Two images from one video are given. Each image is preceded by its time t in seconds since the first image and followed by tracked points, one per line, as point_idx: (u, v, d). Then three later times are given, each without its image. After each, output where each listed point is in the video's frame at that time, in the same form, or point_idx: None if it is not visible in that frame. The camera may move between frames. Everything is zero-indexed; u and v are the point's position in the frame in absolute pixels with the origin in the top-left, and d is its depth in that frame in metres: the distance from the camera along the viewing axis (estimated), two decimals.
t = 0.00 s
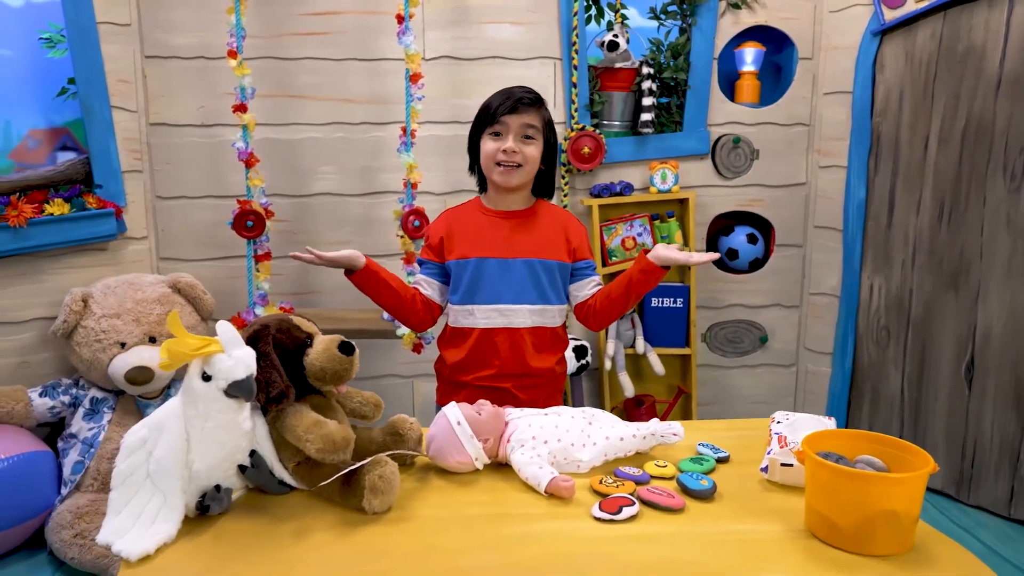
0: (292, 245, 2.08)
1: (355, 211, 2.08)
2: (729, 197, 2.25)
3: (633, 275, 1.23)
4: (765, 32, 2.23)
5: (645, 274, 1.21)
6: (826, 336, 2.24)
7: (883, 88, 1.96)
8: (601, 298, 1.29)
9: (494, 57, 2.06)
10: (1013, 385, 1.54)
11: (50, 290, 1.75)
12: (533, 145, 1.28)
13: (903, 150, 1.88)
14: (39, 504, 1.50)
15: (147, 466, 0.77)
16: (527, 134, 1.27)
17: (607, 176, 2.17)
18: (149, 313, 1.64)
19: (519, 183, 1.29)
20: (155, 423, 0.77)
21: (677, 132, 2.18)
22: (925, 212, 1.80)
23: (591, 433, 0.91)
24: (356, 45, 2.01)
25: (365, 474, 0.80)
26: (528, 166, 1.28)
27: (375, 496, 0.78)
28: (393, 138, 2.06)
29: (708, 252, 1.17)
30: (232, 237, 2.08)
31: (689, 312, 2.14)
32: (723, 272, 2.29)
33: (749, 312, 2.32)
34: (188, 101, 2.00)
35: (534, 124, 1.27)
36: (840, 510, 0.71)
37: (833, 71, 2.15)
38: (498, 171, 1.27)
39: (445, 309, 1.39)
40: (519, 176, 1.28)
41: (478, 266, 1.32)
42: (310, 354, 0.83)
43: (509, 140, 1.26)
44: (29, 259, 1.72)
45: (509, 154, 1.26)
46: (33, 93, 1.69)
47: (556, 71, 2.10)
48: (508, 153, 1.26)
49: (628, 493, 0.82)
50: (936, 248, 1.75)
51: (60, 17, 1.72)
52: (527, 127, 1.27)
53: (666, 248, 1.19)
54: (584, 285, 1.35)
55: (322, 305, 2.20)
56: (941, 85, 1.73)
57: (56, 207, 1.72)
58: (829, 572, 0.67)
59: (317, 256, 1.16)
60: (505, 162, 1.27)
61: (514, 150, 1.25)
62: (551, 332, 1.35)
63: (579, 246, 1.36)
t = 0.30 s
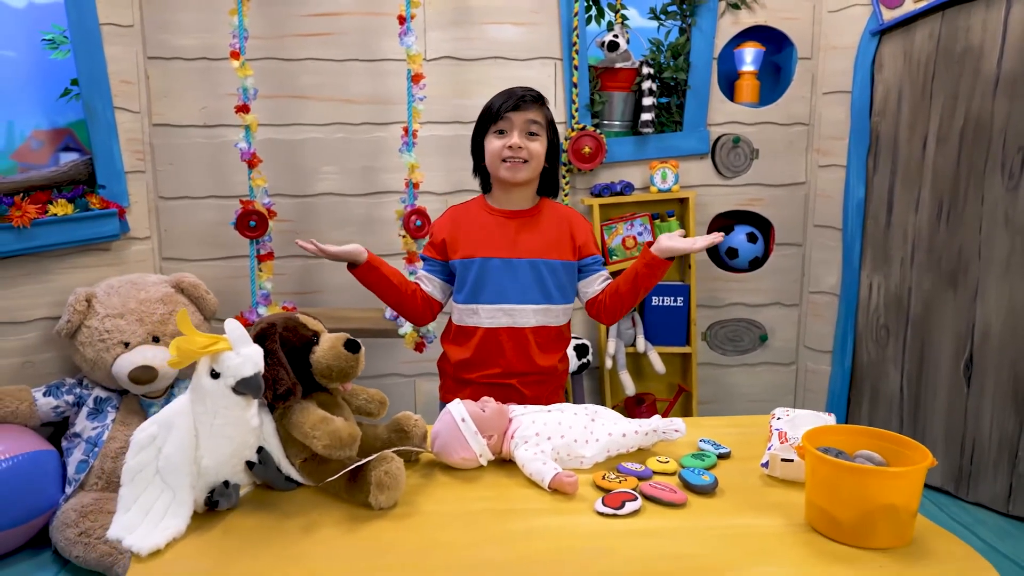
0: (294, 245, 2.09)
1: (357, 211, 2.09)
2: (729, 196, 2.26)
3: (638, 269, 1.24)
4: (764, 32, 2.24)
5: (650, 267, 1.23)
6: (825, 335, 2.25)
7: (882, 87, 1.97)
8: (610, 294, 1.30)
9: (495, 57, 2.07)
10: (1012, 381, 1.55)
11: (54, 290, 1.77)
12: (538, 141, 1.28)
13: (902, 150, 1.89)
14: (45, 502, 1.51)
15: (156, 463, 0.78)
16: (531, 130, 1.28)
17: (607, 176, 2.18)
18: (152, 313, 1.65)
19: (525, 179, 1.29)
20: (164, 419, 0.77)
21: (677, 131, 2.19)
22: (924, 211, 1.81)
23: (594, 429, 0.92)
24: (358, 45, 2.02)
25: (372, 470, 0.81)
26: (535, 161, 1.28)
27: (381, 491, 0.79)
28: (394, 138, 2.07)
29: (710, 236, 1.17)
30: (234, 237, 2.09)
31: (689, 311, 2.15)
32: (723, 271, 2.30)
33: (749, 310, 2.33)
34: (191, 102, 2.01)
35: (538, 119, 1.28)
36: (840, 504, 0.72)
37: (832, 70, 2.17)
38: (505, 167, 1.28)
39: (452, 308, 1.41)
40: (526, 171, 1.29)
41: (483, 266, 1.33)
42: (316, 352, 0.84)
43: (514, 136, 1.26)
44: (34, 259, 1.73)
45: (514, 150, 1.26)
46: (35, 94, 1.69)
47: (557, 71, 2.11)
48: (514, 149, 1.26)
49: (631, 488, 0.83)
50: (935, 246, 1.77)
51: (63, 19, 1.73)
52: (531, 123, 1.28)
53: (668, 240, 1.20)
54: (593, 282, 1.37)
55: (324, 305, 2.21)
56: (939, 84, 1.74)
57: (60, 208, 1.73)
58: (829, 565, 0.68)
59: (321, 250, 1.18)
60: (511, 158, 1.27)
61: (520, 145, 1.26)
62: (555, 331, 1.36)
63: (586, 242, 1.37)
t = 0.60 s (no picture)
0: (292, 244, 2.09)
1: (354, 210, 2.10)
2: (724, 195, 2.27)
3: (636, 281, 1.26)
4: (759, 32, 2.26)
5: (648, 281, 1.24)
6: (820, 332, 2.27)
7: (876, 87, 1.99)
8: (604, 299, 1.32)
9: (492, 58, 2.08)
10: (1004, 378, 1.57)
11: (51, 290, 1.77)
12: (536, 145, 1.30)
13: (896, 149, 1.90)
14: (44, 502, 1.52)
15: (160, 461, 0.79)
16: (529, 135, 1.29)
17: (603, 175, 2.19)
18: (151, 312, 1.66)
19: (528, 185, 1.31)
20: (169, 418, 0.79)
21: (673, 131, 2.20)
22: (917, 210, 1.83)
23: (593, 426, 0.93)
24: (355, 46, 2.02)
25: (374, 467, 0.82)
26: (535, 166, 1.30)
27: (383, 488, 0.80)
28: (391, 138, 2.08)
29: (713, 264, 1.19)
30: (232, 236, 2.10)
31: (685, 309, 2.17)
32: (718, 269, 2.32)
33: (744, 308, 2.35)
34: (189, 102, 2.02)
35: (535, 123, 1.30)
36: (836, 498, 0.73)
37: (826, 70, 2.18)
38: (509, 177, 1.30)
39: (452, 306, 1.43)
40: (528, 178, 1.30)
41: (484, 266, 1.34)
42: (318, 351, 0.85)
43: (513, 144, 1.28)
44: (32, 259, 1.74)
45: (514, 158, 1.28)
46: (31, 93, 1.69)
47: (553, 71, 2.12)
48: (515, 157, 1.27)
49: (630, 484, 0.84)
50: (929, 245, 1.78)
51: (60, 19, 1.73)
52: (529, 128, 1.29)
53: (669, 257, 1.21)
54: (588, 285, 1.38)
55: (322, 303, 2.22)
56: (933, 84, 1.76)
57: (58, 208, 1.73)
58: (824, 558, 0.70)
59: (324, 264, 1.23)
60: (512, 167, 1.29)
61: (520, 153, 1.27)
62: (553, 332, 1.38)
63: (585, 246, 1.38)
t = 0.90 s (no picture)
0: (285, 243, 2.10)
1: (347, 209, 2.11)
2: (715, 193, 2.29)
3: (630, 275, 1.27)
4: (749, 31, 2.27)
5: (642, 276, 1.26)
6: (809, 329, 2.30)
7: (864, 86, 2.01)
8: (599, 295, 1.33)
9: (484, 56, 2.09)
10: (991, 371, 1.61)
11: (43, 290, 1.77)
12: (529, 144, 1.31)
13: (884, 147, 1.93)
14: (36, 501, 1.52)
15: (159, 458, 0.79)
16: (521, 134, 1.30)
17: (595, 173, 2.20)
18: (143, 311, 1.65)
19: (523, 183, 1.32)
20: (168, 416, 0.80)
21: (664, 129, 2.22)
22: (905, 208, 1.85)
23: (587, 422, 0.95)
24: (347, 44, 2.03)
25: (371, 464, 0.83)
26: (528, 165, 1.31)
27: (381, 484, 0.81)
28: (384, 137, 2.09)
29: (703, 251, 1.22)
30: (224, 235, 2.10)
31: (676, 306, 2.19)
32: (708, 267, 2.34)
33: (734, 305, 2.37)
34: (180, 101, 2.00)
35: (526, 122, 1.30)
36: (826, 492, 0.75)
37: (815, 69, 2.20)
38: (503, 176, 1.30)
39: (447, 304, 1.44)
40: (522, 176, 1.31)
41: (478, 264, 1.35)
42: (316, 349, 0.85)
43: (506, 144, 1.29)
44: (23, 259, 1.73)
45: (508, 157, 1.28)
46: (21, 92, 1.69)
47: (545, 70, 2.13)
48: (508, 157, 1.28)
49: (624, 479, 0.86)
50: (917, 242, 1.81)
51: (49, 17, 1.73)
52: (520, 126, 1.30)
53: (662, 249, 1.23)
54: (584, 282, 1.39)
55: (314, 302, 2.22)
56: (920, 83, 1.78)
57: (49, 207, 1.73)
58: (815, 551, 0.71)
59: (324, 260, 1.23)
60: (506, 166, 1.30)
61: (513, 152, 1.28)
62: (548, 329, 1.39)
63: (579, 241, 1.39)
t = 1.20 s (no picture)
0: (277, 241, 2.09)
1: (340, 207, 2.11)
2: (705, 191, 2.31)
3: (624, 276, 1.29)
4: (739, 30, 2.29)
5: (635, 278, 1.27)
6: (798, 326, 2.32)
7: (853, 85, 2.03)
8: (592, 294, 1.35)
9: (475, 55, 2.09)
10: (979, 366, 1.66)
11: (33, 288, 1.76)
12: (519, 140, 1.31)
13: (872, 145, 1.95)
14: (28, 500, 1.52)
15: (158, 455, 0.80)
16: (512, 130, 1.31)
17: (586, 171, 2.21)
18: (135, 309, 1.64)
19: (514, 179, 1.32)
20: (166, 413, 0.80)
21: (655, 127, 2.23)
22: (893, 206, 1.88)
23: (584, 418, 0.96)
24: (339, 42, 2.03)
25: (369, 459, 0.84)
26: (520, 161, 1.32)
27: (380, 480, 0.82)
28: (376, 135, 2.09)
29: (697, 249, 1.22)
30: (216, 233, 2.09)
31: (668, 304, 2.20)
32: (699, 265, 2.35)
33: (725, 303, 2.38)
34: (172, 98, 2.00)
35: (517, 118, 1.31)
36: (820, 484, 0.76)
37: (804, 68, 2.22)
38: (494, 172, 1.31)
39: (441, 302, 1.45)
40: (513, 172, 1.32)
41: (472, 264, 1.36)
42: (314, 346, 0.86)
43: (497, 140, 1.29)
44: (13, 257, 1.72)
45: (498, 154, 1.29)
46: (12, 89, 1.68)
47: (537, 68, 2.14)
48: (499, 153, 1.29)
49: (620, 474, 0.87)
50: (905, 239, 1.84)
51: (39, 14, 1.72)
52: (511, 122, 1.31)
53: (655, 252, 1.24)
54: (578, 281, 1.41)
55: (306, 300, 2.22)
56: (908, 82, 1.81)
57: (38, 205, 1.72)
58: (809, 542, 0.73)
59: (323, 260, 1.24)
60: (497, 163, 1.30)
61: (503, 149, 1.29)
62: (542, 327, 1.40)
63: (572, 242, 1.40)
